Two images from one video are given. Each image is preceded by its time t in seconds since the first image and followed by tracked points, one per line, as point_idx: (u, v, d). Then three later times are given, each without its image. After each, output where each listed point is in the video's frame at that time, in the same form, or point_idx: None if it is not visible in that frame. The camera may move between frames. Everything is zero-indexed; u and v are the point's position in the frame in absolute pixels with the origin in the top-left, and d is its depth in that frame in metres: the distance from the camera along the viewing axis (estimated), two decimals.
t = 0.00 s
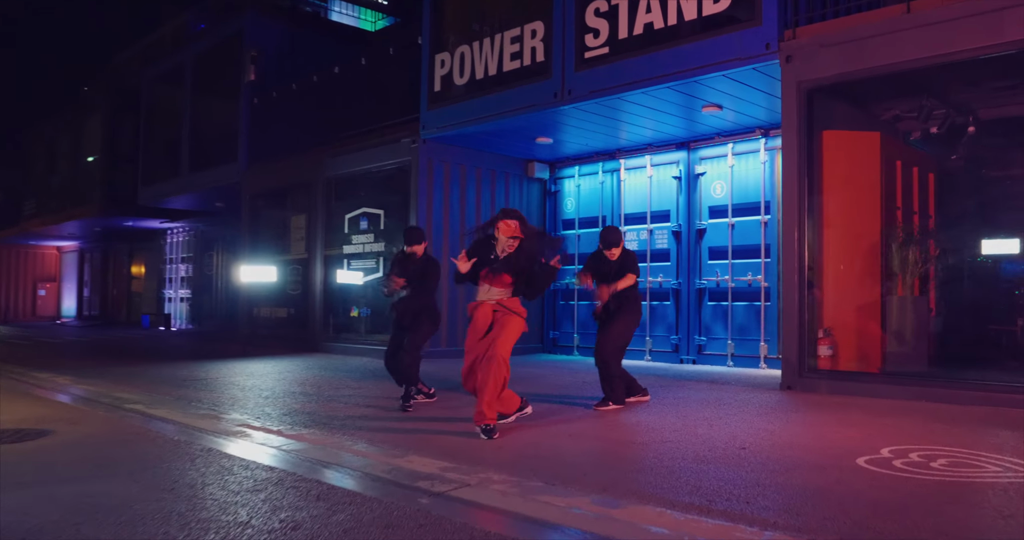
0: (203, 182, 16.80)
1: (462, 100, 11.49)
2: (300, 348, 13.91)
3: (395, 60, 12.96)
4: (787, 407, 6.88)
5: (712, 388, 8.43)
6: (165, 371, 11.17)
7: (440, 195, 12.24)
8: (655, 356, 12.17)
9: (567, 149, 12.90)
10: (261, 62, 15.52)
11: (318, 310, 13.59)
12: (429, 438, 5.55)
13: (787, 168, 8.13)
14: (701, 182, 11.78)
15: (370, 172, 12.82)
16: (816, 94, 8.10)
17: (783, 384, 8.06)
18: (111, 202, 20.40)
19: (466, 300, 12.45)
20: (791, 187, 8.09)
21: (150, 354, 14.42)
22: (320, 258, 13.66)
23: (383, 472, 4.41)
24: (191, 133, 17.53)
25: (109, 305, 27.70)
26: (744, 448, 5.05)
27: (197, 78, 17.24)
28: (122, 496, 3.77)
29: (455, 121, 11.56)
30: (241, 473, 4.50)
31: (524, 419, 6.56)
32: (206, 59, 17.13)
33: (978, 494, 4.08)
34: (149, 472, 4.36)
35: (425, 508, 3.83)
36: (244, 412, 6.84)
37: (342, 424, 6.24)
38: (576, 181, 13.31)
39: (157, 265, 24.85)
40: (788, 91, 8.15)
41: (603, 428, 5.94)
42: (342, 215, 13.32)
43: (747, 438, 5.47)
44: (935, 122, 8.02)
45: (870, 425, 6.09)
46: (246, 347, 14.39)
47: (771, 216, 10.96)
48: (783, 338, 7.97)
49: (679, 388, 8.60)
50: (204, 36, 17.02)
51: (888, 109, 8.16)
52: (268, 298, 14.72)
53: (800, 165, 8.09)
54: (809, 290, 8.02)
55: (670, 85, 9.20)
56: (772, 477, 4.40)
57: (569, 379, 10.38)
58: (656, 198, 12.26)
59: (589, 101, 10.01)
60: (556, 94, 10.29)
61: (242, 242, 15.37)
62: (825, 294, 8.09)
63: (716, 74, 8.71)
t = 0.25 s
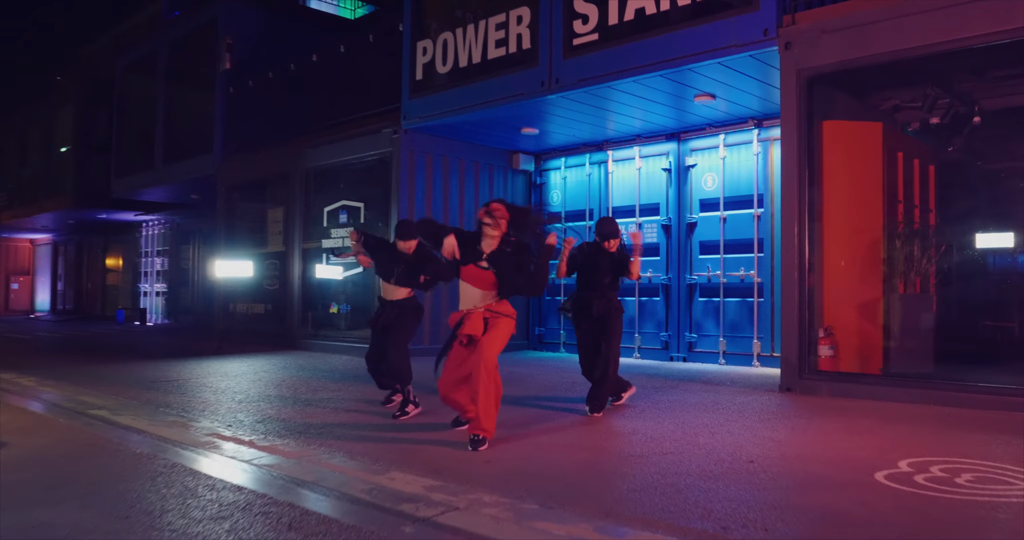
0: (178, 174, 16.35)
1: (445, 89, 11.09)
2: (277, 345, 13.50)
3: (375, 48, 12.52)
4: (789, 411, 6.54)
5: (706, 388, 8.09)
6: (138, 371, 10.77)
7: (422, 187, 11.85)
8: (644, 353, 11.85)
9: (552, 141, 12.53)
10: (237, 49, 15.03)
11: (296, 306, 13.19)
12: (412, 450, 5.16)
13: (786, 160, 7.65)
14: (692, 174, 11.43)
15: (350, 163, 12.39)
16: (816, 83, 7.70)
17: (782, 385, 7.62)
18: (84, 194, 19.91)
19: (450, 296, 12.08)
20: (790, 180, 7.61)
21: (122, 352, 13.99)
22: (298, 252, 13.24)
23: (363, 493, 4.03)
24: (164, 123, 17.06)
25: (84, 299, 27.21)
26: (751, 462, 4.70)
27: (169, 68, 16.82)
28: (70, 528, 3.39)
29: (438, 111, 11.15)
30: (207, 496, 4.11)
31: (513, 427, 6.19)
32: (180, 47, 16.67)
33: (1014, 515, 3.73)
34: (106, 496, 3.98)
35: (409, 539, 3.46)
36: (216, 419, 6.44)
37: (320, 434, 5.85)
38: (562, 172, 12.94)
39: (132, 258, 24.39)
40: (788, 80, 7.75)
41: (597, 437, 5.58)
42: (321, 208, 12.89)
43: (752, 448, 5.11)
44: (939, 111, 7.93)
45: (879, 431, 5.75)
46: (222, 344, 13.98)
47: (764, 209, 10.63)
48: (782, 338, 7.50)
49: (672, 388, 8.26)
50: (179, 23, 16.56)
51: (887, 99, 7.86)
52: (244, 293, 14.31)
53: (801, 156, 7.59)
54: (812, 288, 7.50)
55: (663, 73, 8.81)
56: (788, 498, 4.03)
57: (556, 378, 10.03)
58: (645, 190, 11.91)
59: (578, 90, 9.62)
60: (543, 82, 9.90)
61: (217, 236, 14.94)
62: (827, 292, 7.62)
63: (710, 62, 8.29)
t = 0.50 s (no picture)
0: (161, 166, 15.88)
1: (437, 78, 10.63)
2: (263, 344, 13.05)
3: (364, 35, 12.06)
4: (806, 417, 6.12)
5: (712, 391, 7.66)
6: (117, 371, 10.33)
7: (413, 180, 11.40)
8: (644, 352, 11.42)
9: (547, 132, 12.08)
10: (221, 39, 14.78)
11: (282, 304, 12.74)
12: (403, 465, 4.73)
13: (797, 150, 7.25)
14: (694, 166, 10.99)
15: (337, 155, 11.93)
16: (830, 69, 7.24)
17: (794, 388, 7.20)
18: (66, 187, 19.45)
19: (442, 294, 11.66)
20: (802, 172, 7.22)
21: (103, 351, 13.52)
22: (284, 247, 12.79)
23: (346, 521, 3.61)
24: (147, 115, 16.60)
25: (68, 295, 26.73)
26: (775, 480, 4.27)
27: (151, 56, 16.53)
28: None
29: (429, 100, 10.70)
30: (174, 527, 3.68)
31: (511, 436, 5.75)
32: (162, 37, 16.31)
33: None
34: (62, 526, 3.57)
35: None
36: (193, 428, 6.00)
37: (304, 446, 5.41)
38: (558, 165, 12.49)
39: (117, 254, 23.88)
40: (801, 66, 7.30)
41: (603, 449, 5.14)
42: (308, 202, 12.43)
43: (772, 463, 4.69)
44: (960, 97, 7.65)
45: (907, 440, 5.32)
46: (207, 343, 13.53)
47: (769, 203, 10.21)
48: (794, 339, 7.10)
49: (678, 390, 7.84)
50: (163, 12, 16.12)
51: (899, 87, 7.51)
52: (229, 290, 13.85)
53: (814, 147, 7.19)
54: (825, 286, 7.13)
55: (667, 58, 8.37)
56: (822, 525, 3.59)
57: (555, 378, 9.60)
58: (645, 183, 11.47)
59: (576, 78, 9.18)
60: (540, 70, 9.45)
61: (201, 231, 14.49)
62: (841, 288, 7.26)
63: (717, 48, 7.95)
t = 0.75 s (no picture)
0: (150, 160, 15.42)
1: (434, 67, 10.16)
2: (255, 344, 12.60)
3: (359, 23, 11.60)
4: (834, 430, 5.67)
5: (728, 397, 7.21)
6: (102, 375, 9.87)
7: (410, 173, 10.93)
8: (651, 353, 10.97)
9: (550, 124, 11.62)
10: (212, 28, 14.37)
11: (274, 303, 12.29)
12: (399, 488, 4.27)
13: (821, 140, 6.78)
14: (703, 160, 10.52)
15: (332, 149, 11.46)
16: (856, 55, 6.78)
17: (818, 396, 6.75)
18: (56, 182, 19.00)
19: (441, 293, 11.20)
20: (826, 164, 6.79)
21: (90, 352, 13.06)
22: (276, 244, 12.33)
23: None
24: (136, 107, 16.14)
25: (60, 293, 26.25)
26: (814, 507, 3.81)
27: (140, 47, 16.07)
28: None
29: (426, 91, 10.22)
30: None
31: (516, 451, 5.30)
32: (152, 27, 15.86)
33: None
34: None
35: None
36: (174, 442, 5.55)
37: (292, 461, 4.98)
38: (560, 158, 12.03)
39: (108, 250, 23.42)
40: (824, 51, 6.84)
41: (617, 467, 4.69)
42: (301, 197, 11.96)
43: (807, 485, 4.23)
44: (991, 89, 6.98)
45: (950, 456, 4.87)
46: (196, 343, 13.07)
47: (783, 198, 9.75)
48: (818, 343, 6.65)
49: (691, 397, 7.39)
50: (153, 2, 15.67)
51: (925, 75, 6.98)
52: (219, 288, 13.39)
53: (840, 136, 6.74)
54: (852, 286, 6.65)
55: (679, 44, 7.90)
56: None
57: (558, 381, 9.15)
58: (652, 177, 11.01)
59: (582, 66, 8.70)
60: (543, 58, 8.97)
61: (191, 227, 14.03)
62: (868, 288, 6.79)
63: (733, 32, 7.51)
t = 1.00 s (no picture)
0: (141, 156, 14.98)
1: (434, 57, 9.71)
2: (248, 346, 12.17)
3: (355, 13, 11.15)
4: (868, 447, 5.23)
5: (748, 407, 6.77)
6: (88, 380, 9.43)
7: (409, 168, 10.48)
8: (660, 357, 10.52)
9: (554, 118, 11.17)
10: (204, 20, 13.92)
11: (268, 303, 11.86)
12: (398, 518, 3.83)
13: (850, 135, 6.38)
14: (715, 155, 10.07)
15: (327, 144, 11.01)
16: (887, 41, 6.33)
17: (846, 406, 6.31)
18: (46, 179, 18.57)
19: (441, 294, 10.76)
20: (855, 158, 6.35)
21: (79, 355, 12.63)
22: (270, 242, 11.88)
23: None
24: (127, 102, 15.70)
25: (53, 292, 25.81)
26: None
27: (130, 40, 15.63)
28: None
29: (426, 82, 9.77)
30: None
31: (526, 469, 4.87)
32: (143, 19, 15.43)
33: None
34: None
35: None
36: (154, 460, 5.12)
37: (281, 483, 4.54)
38: (565, 153, 11.58)
39: (102, 248, 22.99)
40: (853, 37, 6.40)
41: (638, 492, 4.24)
42: (296, 194, 11.50)
43: (854, 516, 3.78)
44: None
45: (1004, 477, 4.43)
46: (188, 345, 12.63)
47: (800, 194, 9.30)
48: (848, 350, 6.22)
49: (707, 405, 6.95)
50: None
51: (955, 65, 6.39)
52: (211, 288, 12.96)
53: (869, 128, 6.31)
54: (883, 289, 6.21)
55: (694, 31, 7.45)
56: None
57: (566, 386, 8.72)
58: (661, 172, 10.55)
59: (591, 55, 8.23)
60: (549, 47, 8.51)
61: (183, 225, 13.60)
62: (903, 290, 6.34)
63: (752, 17, 7.06)
